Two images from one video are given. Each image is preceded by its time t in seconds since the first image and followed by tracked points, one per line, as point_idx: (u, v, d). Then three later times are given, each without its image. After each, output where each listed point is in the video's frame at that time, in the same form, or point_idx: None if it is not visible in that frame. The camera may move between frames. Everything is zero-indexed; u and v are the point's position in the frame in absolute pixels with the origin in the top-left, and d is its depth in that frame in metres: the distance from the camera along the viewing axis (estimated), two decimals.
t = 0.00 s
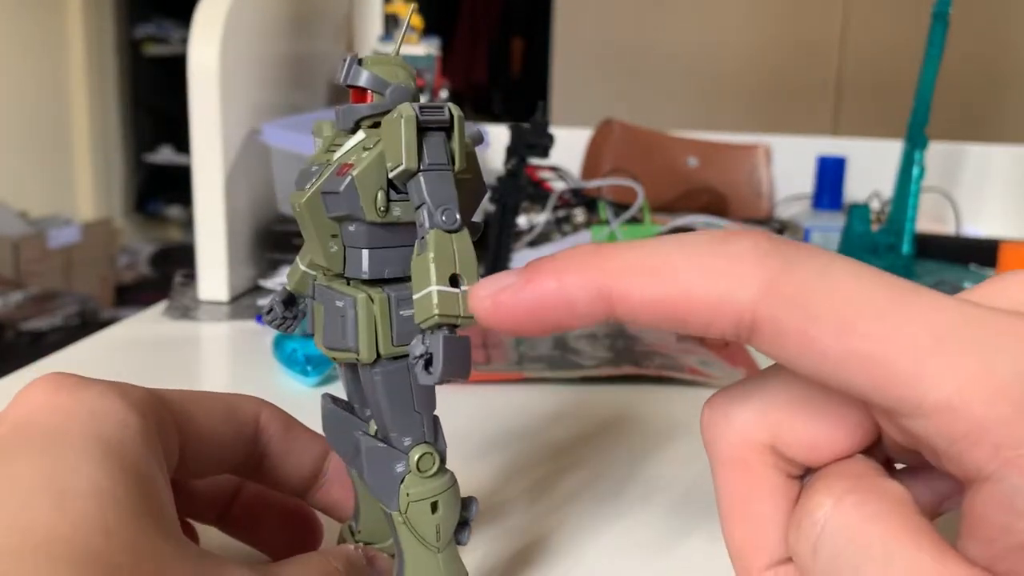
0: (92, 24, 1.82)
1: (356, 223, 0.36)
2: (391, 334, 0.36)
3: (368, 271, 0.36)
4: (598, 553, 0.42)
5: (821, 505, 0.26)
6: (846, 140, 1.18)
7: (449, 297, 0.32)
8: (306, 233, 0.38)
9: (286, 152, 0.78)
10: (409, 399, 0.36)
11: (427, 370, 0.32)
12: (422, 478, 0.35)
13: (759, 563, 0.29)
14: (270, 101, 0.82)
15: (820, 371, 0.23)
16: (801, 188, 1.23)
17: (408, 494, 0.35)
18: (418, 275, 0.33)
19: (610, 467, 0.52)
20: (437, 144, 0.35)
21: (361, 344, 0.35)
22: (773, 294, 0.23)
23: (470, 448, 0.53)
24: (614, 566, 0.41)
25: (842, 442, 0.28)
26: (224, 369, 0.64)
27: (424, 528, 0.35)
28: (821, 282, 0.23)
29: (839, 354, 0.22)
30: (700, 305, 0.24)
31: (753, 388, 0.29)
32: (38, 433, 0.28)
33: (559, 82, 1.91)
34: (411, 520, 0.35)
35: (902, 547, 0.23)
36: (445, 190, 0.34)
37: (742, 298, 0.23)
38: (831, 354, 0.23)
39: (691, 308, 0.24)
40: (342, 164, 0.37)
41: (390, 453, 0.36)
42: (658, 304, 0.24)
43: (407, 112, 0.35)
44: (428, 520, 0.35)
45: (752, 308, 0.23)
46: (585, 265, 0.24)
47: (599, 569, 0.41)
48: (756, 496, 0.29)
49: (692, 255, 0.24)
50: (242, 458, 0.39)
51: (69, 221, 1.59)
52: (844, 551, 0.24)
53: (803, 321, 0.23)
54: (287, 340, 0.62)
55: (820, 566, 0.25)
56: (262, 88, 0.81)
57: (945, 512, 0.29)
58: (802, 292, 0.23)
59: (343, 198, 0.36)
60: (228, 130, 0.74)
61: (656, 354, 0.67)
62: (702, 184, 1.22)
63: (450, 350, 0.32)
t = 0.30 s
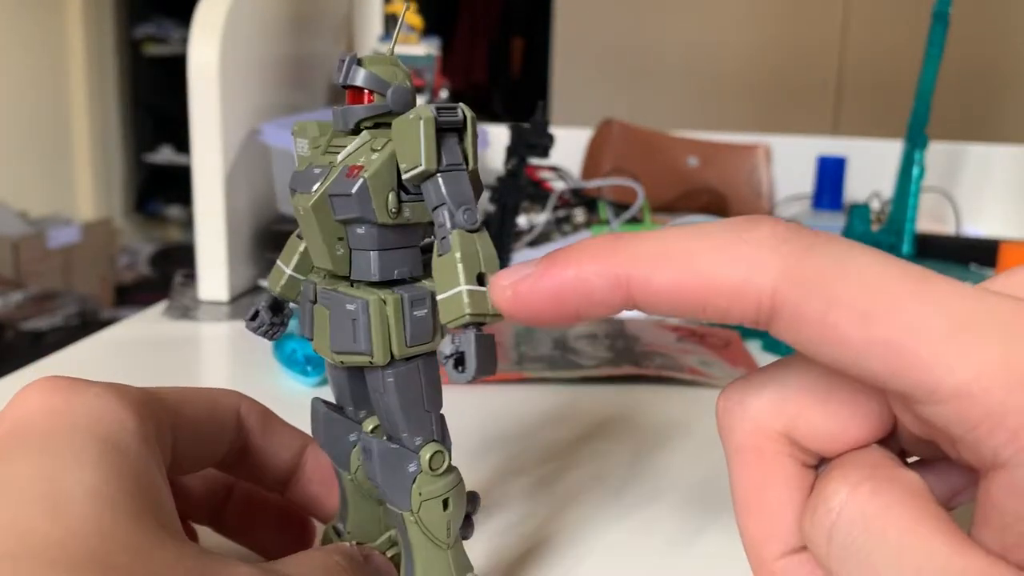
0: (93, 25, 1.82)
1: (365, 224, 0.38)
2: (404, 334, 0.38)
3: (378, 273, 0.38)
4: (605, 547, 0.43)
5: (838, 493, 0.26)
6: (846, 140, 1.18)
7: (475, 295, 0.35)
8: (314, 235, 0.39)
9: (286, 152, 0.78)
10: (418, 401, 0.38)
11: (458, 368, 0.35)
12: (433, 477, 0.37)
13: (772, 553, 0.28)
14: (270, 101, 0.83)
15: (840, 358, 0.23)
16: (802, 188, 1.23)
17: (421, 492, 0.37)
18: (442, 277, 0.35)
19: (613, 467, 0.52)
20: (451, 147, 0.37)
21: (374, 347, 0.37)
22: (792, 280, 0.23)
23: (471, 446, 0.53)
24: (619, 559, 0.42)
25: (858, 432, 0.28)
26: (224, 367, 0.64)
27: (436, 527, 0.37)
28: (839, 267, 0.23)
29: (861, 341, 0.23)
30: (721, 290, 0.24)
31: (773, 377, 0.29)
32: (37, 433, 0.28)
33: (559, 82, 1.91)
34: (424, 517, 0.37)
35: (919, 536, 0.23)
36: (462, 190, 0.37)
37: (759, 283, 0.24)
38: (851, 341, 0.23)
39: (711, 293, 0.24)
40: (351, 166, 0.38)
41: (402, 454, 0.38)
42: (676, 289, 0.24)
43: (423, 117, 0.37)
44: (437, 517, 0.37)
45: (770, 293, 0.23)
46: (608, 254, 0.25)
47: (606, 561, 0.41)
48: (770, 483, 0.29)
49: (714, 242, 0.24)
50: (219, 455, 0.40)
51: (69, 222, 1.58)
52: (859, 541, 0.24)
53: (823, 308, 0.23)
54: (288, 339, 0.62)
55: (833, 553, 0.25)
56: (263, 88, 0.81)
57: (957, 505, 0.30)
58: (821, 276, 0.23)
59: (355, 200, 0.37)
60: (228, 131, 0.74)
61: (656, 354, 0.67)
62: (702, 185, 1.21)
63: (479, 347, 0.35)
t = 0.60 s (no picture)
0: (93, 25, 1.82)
1: (384, 226, 0.38)
2: (425, 334, 0.38)
3: (395, 274, 0.39)
4: (605, 546, 0.43)
5: (858, 474, 0.26)
6: (845, 140, 1.18)
7: (516, 290, 0.36)
8: (329, 239, 0.39)
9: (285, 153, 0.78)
10: (430, 400, 0.39)
11: (498, 361, 0.38)
12: (447, 472, 0.39)
13: (791, 537, 0.28)
14: (269, 101, 0.82)
15: (859, 336, 0.24)
16: (801, 189, 1.23)
17: (437, 488, 0.38)
18: (477, 273, 0.37)
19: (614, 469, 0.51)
20: (472, 147, 0.38)
21: (397, 347, 0.37)
22: (809, 258, 0.24)
23: (471, 446, 0.53)
24: (619, 558, 0.42)
25: (879, 416, 0.27)
26: (220, 368, 0.65)
27: (450, 521, 0.39)
28: (854, 245, 0.24)
29: (878, 317, 0.23)
30: (746, 269, 0.25)
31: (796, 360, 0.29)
32: (36, 435, 0.28)
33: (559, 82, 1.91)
34: (440, 513, 0.38)
35: (940, 517, 0.23)
36: (485, 190, 0.38)
37: (781, 263, 0.25)
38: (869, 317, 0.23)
39: (739, 271, 0.25)
40: (368, 167, 0.39)
41: (419, 453, 0.39)
42: (703, 270, 0.25)
43: (450, 117, 0.37)
44: (450, 510, 0.39)
45: (791, 273, 0.25)
46: (637, 238, 0.26)
47: (606, 561, 0.41)
48: (792, 470, 0.28)
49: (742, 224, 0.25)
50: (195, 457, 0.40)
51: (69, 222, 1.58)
52: (878, 518, 0.25)
53: (838, 284, 0.24)
54: (289, 339, 0.65)
55: (852, 531, 0.25)
56: (262, 88, 0.81)
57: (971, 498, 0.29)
58: (837, 252, 0.24)
59: (378, 201, 0.38)
60: (227, 131, 0.74)
61: (656, 354, 0.67)
62: (702, 185, 1.21)
63: (518, 338, 0.37)
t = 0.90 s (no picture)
0: (94, 25, 1.82)
1: (393, 228, 0.39)
2: (433, 334, 0.38)
3: (403, 275, 0.39)
4: (607, 546, 0.43)
5: (927, 372, 0.25)
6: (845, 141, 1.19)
7: (528, 291, 0.37)
8: (336, 241, 0.39)
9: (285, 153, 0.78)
10: (435, 401, 0.39)
11: (511, 361, 0.38)
12: (451, 473, 0.39)
13: (846, 443, 0.27)
14: (269, 101, 0.82)
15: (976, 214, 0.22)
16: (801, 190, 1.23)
17: (441, 487, 0.39)
18: (491, 275, 0.37)
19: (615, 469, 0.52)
20: (481, 146, 0.38)
21: (406, 348, 0.37)
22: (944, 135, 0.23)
23: (473, 446, 0.54)
24: (621, 557, 0.42)
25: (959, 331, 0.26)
26: (218, 367, 0.65)
27: (455, 521, 0.39)
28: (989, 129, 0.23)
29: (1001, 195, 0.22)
30: (869, 144, 0.23)
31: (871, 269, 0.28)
32: None
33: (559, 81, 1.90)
34: (445, 512, 0.39)
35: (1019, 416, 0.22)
36: (494, 190, 0.38)
37: (893, 133, 0.23)
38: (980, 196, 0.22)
39: (856, 149, 0.24)
40: (377, 168, 0.39)
41: (424, 454, 0.39)
42: (815, 145, 0.24)
43: (460, 117, 0.37)
44: (456, 509, 0.39)
45: (914, 147, 0.23)
46: (751, 110, 0.24)
47: (606, 561, 0.41)
48: (850, 374, 0.28)
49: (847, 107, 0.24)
50: (165, 446, 0.40)
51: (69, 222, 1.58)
52: (950, 417, 0.23)
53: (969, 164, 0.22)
54: (289, 340, 0.66)
55: (920, 430, 0.24)
56: (263, 88, 0.81)
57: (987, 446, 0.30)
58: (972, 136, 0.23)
59: (388, 202, 0.38)
60: (228, 131, 0.74)
61: (656, 354, 0.67)
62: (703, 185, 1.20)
63: (531, 336, 0.38)
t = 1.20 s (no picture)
0: (94, 25, 1.83)
1: (392, 228, 0.39)
2: (433, 334, 0.38)
3: (403, 275, 0.39)
4: (609, 546, 0.43)
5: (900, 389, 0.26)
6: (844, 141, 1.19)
7: (528, 291, 0.37)
8: (336, 241, 0.39)
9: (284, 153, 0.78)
10: (436, 401, 0.39)
11: (511, 361, 0.38)
12: (451, 473, 0.39)
13: (825, 475, 0.27)
14: (269, 101, 0.82)
15: (928, 248, 0.26)
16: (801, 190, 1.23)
17: (441, 488, 0.39)
18: (490, 275, 0.37)
19: (616, 470, 0.51)
20: (481, 146, 0.38)
21: (406, 348, 0.38)
22: (893, 173, 0.26)
23: (472, 446, 0.54)
24: (623, 558, 0.42)
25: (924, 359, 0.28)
26: (219, 370, 0.65)
27: (455, 521, 0.39)
28: (932, 167, 0.26)
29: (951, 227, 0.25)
30: (827, 188, 0.26)
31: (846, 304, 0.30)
32: None
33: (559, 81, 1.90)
34: (445, 512, 0.39)
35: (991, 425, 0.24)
36: (494, 190, 0.38)
37: (859, 171, 0.26)
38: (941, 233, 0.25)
39: (816, 188, 0.26)
40: (377, 168, 0.39)
41: (424, 454, 0.39)
42: (787, 187, 0.26)
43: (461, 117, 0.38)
44: (456, 510, 0.39)
45: (866, 179, 0.26)
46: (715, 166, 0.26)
47: (608, 561, 0.42)
48: (824, 409, 0.27)
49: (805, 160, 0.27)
50: None
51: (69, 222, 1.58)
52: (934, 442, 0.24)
53: (920, 193, 0.26)
54: (289, 339, 0.65)
55: (904, 445, 0.25)
56: (263, 89, 0.81)
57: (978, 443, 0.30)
58: (918, 174, 0.26)
59: (388, 202, 0.38)
60: (228, 131, 0.74)
61: (656, 354, 0.67)
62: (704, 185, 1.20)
63: (531, 337, 0.38)
